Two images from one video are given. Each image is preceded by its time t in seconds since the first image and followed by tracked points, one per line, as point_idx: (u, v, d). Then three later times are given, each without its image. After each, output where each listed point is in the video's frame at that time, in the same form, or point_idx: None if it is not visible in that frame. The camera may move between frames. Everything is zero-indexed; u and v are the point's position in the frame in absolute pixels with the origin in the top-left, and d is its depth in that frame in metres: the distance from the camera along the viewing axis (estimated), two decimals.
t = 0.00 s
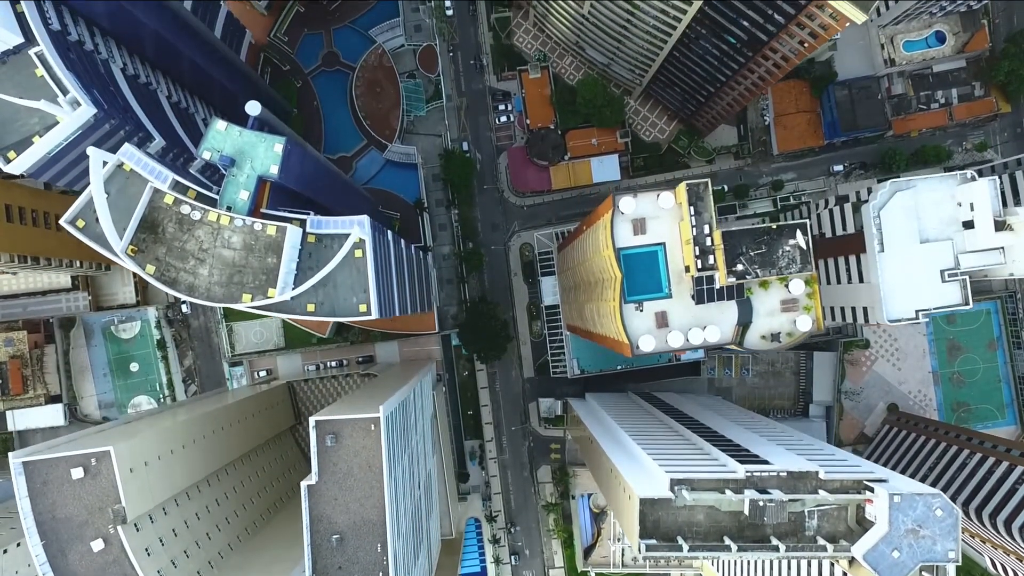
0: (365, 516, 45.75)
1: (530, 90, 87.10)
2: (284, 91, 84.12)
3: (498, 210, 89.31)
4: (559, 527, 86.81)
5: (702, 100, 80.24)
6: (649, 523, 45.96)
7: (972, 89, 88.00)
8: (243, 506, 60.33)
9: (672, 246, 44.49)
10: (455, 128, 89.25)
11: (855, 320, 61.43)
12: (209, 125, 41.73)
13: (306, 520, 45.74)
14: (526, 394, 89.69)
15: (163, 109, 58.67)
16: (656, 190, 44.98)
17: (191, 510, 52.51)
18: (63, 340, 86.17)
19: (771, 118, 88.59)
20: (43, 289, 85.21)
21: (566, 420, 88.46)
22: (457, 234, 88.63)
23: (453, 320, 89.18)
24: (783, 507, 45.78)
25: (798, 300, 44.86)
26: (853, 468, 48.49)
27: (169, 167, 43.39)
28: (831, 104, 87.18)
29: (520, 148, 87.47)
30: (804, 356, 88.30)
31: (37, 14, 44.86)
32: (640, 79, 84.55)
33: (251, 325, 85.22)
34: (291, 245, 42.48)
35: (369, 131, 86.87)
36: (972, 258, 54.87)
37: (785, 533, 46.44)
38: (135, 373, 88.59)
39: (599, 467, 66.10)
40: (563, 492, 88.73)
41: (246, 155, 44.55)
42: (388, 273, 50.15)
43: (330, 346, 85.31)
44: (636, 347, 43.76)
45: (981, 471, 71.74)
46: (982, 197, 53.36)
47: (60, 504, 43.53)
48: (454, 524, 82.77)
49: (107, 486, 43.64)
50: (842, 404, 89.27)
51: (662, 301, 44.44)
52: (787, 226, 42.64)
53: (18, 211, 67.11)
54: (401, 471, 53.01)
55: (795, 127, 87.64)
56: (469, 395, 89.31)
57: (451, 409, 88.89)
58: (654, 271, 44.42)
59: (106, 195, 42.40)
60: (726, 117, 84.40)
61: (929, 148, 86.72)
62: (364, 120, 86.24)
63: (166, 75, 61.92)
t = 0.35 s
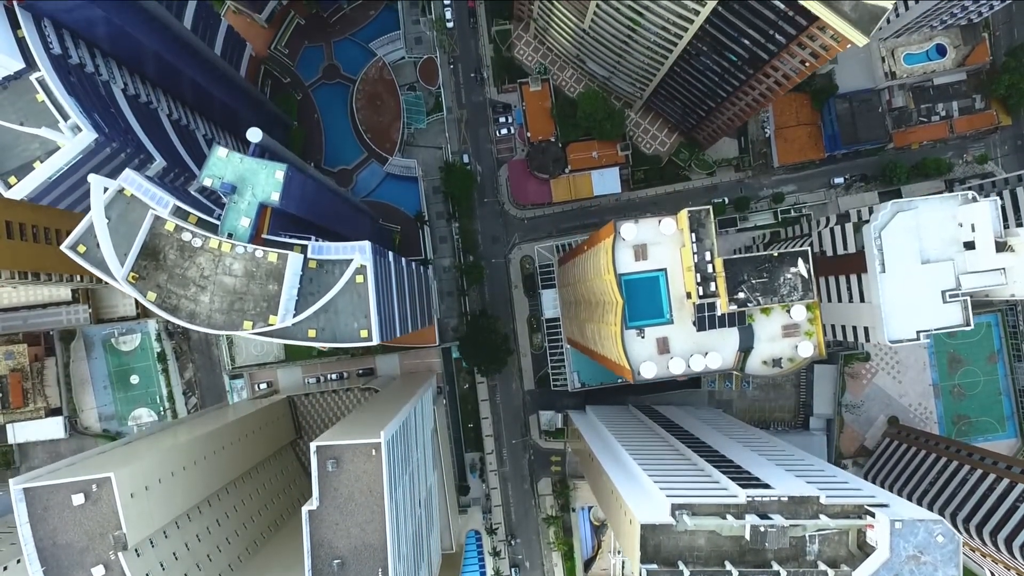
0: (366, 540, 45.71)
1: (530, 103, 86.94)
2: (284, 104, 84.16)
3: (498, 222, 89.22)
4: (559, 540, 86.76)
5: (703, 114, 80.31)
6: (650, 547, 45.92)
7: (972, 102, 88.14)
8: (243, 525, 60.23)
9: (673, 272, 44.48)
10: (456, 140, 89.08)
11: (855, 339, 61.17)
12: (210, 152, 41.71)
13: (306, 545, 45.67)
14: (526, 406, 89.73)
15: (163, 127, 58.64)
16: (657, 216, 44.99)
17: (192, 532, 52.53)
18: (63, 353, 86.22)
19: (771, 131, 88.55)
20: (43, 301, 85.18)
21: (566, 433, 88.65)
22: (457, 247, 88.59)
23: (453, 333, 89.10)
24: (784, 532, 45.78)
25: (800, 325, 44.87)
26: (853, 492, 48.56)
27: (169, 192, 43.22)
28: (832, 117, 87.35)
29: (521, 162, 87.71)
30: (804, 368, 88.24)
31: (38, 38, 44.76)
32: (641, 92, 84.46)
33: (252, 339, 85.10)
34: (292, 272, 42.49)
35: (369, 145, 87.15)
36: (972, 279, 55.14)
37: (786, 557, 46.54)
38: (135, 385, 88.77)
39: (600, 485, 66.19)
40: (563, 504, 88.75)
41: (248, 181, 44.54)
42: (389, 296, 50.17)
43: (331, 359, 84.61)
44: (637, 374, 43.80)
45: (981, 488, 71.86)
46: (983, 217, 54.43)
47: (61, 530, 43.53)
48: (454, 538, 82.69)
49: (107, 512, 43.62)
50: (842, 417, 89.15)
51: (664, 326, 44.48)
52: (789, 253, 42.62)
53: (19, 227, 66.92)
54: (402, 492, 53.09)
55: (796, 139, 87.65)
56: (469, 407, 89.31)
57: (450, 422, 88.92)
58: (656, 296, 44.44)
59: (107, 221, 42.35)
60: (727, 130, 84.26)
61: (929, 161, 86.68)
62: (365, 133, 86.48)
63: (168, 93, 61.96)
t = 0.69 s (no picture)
0: (366, 564, 45.61)
1: (530, 115, 86.96)
2: (284, 116, 84.13)
3: (499, 234, 89.17)
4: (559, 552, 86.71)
5: (704, 128, 80.38)
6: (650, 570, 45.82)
7: (973, 114, 88.21)
8: (243, 543, 60.17)
9: (674, 296, 44.38)
10: (456, 151, 89.00)
11: (856, 356, 61.16)
12: (210, 178, 41.66)
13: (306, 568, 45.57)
14: (527, 417, 89.83)
15: (163, 144, 58.60)
16: (658, 239, 44.90)
17: (192, 552, 52.50)
18: (63, 364, 86.56)
19: (772, 142, 88.62)
20: (43, 313, 84.55)
21: (567, 444, 88.71)
22: (458, 259, 88.59)
23: (453, 344, 89.13)
24: (785, 555, 45.80)
25: (801, 349, 44.89)
26: (854, 514, 48.57)
27: (169, 215, 43.01)
28: (833, 129, 87.40)
29: (521, 173, 87.86)
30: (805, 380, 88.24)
31: (38, 60, 44.73)
32: (642, 105, 84.35)
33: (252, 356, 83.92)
34: (293, 297, 42.47)
35: (370, 156, 87.15)
36: (972, 298, 55.22)
37: None
38: (135, 397, 88.84)
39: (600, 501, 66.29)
40: (563, 516, 88.77)
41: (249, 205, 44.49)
42: (390, 317, 50.16)
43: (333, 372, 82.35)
44: (638, 399, 43.86)
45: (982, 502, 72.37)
46: (984, 237, 54.41)
47: (61, 554, 43.56)
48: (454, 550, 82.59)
49: (107, 536, 43.60)
50: (842, 429, 89.11)
51: (665, 350, 44.44)
52: (790, 279, 42.57)
53: (18, 242, 66.76)
54: (403, 511, 53.12)
55: (796, 151, 87.77)
56: (469, 419, 89.40)
57: (450, 433, 89.02)
58: (657, 320, 44.36)
59: (108, 243, 42.48)
60: (728, 143, 84.08)
61: (929, 173, 86.71)
62: (365, 145, 86.56)
63: (168, 109, 61.95)
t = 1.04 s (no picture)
0: None
1: (530, 127, 87.05)
2: (284, 128, 84.09)
3: (499, 245, 89.15)
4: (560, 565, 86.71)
5: (704, 142, 80.50)
6: None
7: (973, 126, 88.20)
8: (243, 561, 60.04)
9: (675, 320, 44.32)
10: (456, 163, 88.94)
11: (856, 374, 61.15)
12: (210, 204, 41.55)
13: None
14: (527, 429, 89.92)
15: (162, 162, 58.53)
16: (658, 264, 44.92)
17: (192, 573, 52.38)
18: (63, 377, 86.92)
19: (772, 154, 88.71)
20: (43, 326, 84.44)
21: (567, 456, 88.90)
22: (458, 271, 88.53)
23: (453, 356, 89.18)
24: None
25: (801, 372, 44.89)
26: (854, 536, 48.68)
27: (169, 239, 42.92)
28: (833, 141, 87.34)
29: (522, 186, 88.08)
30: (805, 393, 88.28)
31: (38, 84, 44.61)
32: (642, 118, 84.29)
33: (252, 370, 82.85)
34: (293, 323, 42.37)
35: (370, 169, 87.15)
36: (973, 318, 55.16)
37: None
38: (135, 410, 88.92)
39: (600, 516, 66.35)
40: (563, 529, 88.78)
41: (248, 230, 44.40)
42: (390, 338, 50.15)
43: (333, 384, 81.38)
44: (638, 423, 43.95)
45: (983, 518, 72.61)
46: (985, 256, 54.64)
47: None
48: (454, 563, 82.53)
49: (107, 560, 43.59)
50: (842, 442, 89.14)
51: (665, 375, 44.45)
52: (792, 305, 42.43)
53: (19, 257, 67.11)
54: (404, 532, 53.24)
55: (797, 163, 87.93)
56: (469, 431, 89.44)
57: (450, 446, 89.05)
58: (657, 345, 44.33)
59: (108, 267, 42.64)
60: (728, 157, 84.00)
61: (929, 185, 86.69)
62: (365, 158, 86.60)
63: (168, 126, 61.95)
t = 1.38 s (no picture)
0: None
1: (531, 141, 86.93)
2: (284, 143, 84.03)
3: (499, 259, 89.11)
4: None
5: (705, 158, 80.60)
6: None
7: (973, 140, 88.09)
8: None
9: (675, 348, 44.28)
10: (456, 177, 88.87)
11: (856, 395, 61.16)
12: (210, 235, 41.48)
13: None
14: (527, 443, 89.98)
15: (162, 183, 58.52)
16: (658, 292, 44.94)
17: None
18: (63, 391, 87.02)
19: (772, 168, 88.71)
20: (43, 340, 83.67)
21: (567, 470, 88.87)
22: (458, 285, 88.46)
23: (453, 369, 89.24)
24: None
25: (802, 401, 44.84)
26: (854, 561, 48.66)
27: (169, 266, 42.93)
28: (833, 155, 87.22)
29: (522, 201, 87.83)
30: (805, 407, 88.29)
31: (38, 111, 44.59)
32: (643, 132, 84.20)
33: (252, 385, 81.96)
34: (293, 353, 42.31)
35: (370, 183, 87.17)
36: (973, 341, 55.20)
37: None
38: (135, 423, 88.91)
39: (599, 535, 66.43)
40: (563, 543, 88.81)
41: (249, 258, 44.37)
42: (391, 364, 50.04)
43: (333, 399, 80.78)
44: (639, 452, 44.05)
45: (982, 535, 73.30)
46: (985, 280, 54.47)
47: None
48: None
49: None
50: (842, 456, 89.16)
51: (665, 404, 44.44)
52: (793, 335, 42.41)
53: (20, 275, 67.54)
54: (405, 556, 53.23)
55: (797, 177, 87.99)
56: (469, 445, 89.47)
57: (450, 460, 89.09)
58: (657, 373, 44.26)
59: (108, 295, 42.60)
60: (728, 173, 83.95)
61: (929, 200, 86.67)
62: (365, 172, 86.57)
63: (168, 146, 61.94)
